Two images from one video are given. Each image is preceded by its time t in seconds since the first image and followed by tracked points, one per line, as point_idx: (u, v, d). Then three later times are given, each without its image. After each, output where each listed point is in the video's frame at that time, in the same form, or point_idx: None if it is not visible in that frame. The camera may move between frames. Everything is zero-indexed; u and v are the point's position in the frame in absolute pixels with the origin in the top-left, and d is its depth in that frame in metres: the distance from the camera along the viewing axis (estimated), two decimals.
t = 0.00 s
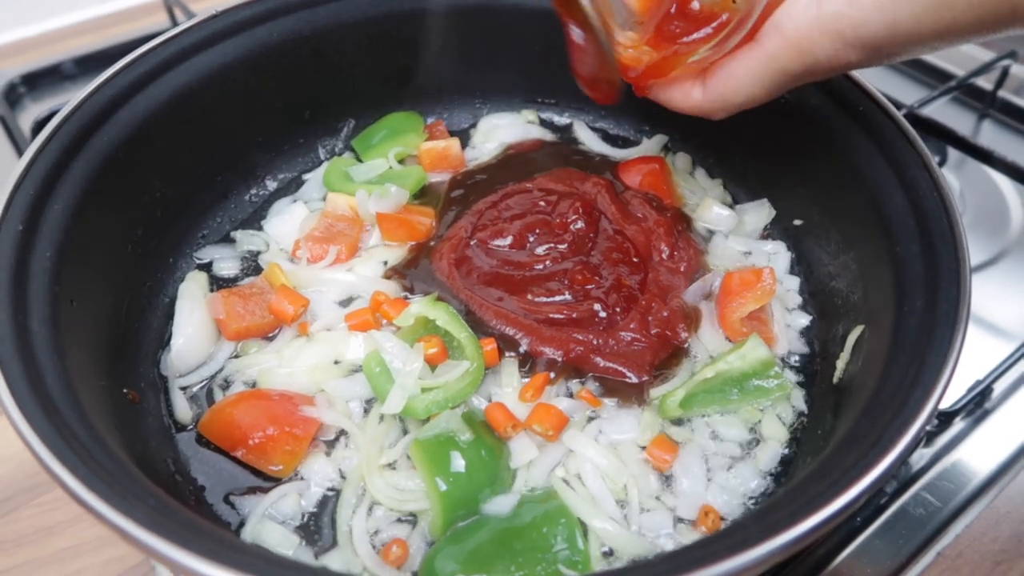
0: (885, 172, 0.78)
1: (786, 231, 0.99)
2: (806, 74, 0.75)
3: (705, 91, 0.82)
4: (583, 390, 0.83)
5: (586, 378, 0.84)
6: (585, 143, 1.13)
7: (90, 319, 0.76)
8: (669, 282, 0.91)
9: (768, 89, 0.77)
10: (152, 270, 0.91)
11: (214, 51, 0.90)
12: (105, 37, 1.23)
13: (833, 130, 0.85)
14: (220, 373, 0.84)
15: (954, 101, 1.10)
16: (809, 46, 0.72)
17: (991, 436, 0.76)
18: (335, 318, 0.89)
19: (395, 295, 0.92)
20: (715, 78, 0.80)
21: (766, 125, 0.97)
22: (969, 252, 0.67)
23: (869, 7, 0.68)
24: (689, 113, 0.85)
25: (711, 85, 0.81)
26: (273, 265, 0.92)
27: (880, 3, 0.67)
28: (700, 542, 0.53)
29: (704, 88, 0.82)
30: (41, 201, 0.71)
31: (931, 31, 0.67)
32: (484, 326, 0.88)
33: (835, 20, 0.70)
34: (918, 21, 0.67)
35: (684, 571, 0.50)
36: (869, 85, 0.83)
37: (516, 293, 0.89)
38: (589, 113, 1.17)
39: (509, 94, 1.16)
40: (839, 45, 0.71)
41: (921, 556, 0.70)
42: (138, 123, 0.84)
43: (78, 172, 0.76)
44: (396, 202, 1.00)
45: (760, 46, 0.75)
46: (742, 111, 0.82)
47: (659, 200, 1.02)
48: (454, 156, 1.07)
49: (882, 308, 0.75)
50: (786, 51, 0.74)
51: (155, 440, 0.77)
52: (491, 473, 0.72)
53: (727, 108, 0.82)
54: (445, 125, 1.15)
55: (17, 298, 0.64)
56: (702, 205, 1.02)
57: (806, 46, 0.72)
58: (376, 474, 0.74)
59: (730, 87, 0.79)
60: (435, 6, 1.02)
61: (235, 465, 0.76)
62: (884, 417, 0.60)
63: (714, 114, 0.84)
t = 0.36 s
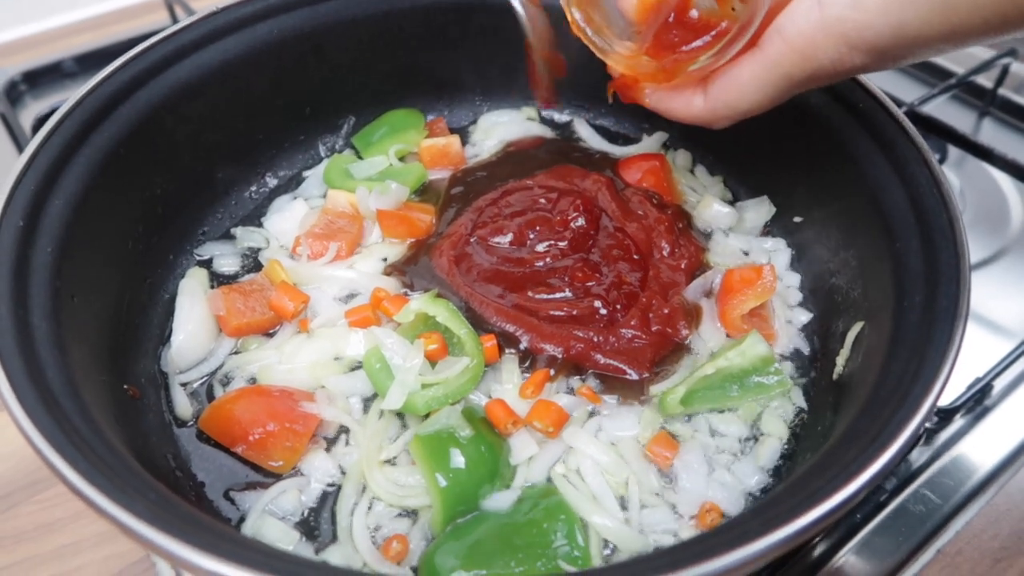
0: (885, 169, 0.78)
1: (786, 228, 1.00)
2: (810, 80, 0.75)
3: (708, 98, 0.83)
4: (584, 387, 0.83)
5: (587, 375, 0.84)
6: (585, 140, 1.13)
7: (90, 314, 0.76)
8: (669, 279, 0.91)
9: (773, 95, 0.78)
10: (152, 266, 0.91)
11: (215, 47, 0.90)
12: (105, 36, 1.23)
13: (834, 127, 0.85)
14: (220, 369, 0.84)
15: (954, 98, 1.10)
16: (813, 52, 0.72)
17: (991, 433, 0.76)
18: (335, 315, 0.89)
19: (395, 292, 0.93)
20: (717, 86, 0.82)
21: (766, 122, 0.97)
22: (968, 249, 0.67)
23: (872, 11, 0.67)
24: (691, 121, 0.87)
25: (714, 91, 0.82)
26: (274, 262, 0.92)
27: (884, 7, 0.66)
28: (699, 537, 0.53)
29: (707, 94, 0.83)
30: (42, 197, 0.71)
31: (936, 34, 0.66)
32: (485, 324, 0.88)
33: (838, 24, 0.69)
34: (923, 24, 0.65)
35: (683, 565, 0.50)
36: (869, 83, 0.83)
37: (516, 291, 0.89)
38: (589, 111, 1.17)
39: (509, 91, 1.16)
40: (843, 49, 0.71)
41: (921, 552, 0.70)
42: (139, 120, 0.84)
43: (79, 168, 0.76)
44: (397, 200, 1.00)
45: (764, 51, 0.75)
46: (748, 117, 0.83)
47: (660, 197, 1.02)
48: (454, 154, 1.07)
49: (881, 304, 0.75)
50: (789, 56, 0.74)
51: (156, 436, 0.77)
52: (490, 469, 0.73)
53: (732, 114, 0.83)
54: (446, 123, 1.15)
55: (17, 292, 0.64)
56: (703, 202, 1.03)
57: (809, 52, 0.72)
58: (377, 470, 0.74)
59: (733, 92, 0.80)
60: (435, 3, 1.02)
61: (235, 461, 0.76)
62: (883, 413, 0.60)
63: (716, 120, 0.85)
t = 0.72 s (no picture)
0: (885, 169, 0.78)
1: (787, 228, 0.99)
2: (820, 85, 0.75)
3: (711, 111, 0.84)
4: (585, 387, 0.83)
5: (587, 375, 0.84)
6: (585, 139, 1.13)
7: (89, 315, 0.76)
8: (671, 279, 0.91)
9: (783, 104, 0.78)
10: (152, 266, 0.91)
11: (215, 47, 0.90)
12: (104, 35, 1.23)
13: (834, 127, 0.85)
14: (220, 369, 0.84)
15: (954, 98, 1.10)
16: (824, 55, 0.72)
17: (991, 433, 0.76)
18: (335, 315, 0.89)
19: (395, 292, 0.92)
20: (723, 94, 0.81)
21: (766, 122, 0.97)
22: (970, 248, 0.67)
23: (885, 13, 0.66)
24: (696, 134, 0.88)
25: (718, 101, 0.83)
26: (273, 262, 0.91)
27: (899, 9, 0.66)
28: (701, 537, 0.53)
29: (711, 107, 0.84)
30: (41, 197, 0.71)
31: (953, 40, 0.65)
32: (486, 325, 0.88)
33: (851, 27, 0.69)
34: (940, 29, 0.65)
35: (685, 566, 0.50)
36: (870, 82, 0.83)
37: (517, 291, 0.89)
38: (589, 110, 1.16)
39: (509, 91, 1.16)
40: (856, 53, 0.70)
41: (921, 553, 0.70)
42: (140, 119, 0.84)
43: (79, 167, 0.76)
44: (396, 199, 1.00)
45: (773, 58, 0.75)
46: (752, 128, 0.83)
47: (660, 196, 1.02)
48: (454, 153, 1.07)
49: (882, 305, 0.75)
50: (799, 61, 0.73)
51: (156, 437, 0.77)
52: (491, 469, 0.72)
53: (736, 126, 0.83)
54: (446, 122, 1.15)
55: (17, 292, 0.64)
56: (703, 202, 1.03)
57: (819, 57, 0.72)
58: (377, 471, 0.74)
59: (739, 102, 0.80)
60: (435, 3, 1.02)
61: (236, 461, 0.76)
62: (885, 414, 0.60)
63: (719, 134, 0.85)
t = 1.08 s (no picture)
0: (887, 168, 0.78)
1: (788, 227, 0.99)
2: None
3: None
4: (588, 386, 0.83)
5: (591, 375, 0.84)
6: (586, 138, 1.13)
7: (91, 313, 0.76)
8: (673, 277, 0.90)
9: None
10: (152, 265, 0.91)
11: (215, 45, 0.90)
12: (105, 33, 1.22)
13: (836, 126, 0.85)
14: (221, 368, 0.84)
15: (955, 97, 1.10)
16: None
17: (994, 433, 0.76)
18: (336, 314, 0.89)
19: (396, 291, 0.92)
20: None
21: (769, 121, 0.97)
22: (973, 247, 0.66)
23: None
24: None
25: None
26: (274, 260, 0.91)
27: None
28: (703, 536, 0.53)
29: None
30: (43, 195, 0.70)
31: None
32: (488, 324, 0.88)
33: None
34: None
35: (689, 565, 0.50)
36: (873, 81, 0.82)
37: (519, 289, 0.89)
38: (590, 109, 1.16)
39: (510, 89, 1.16)
40: None
41: (922, 553, 0.70)
42: (142, 118, 0.84)
43: (80, 165, 0.75)
44: (397, 198, 1.00)
45: None
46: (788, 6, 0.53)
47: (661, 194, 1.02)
48: (455, 152, 1.07)
49: (885, 303, 0.75)
50: None
51: (157, 435, 0.76)
52: (493, 468, 0.72)
53: None
54: (447, 121, 1.15)
55: (19, 290, 0.64)
56: (705, 201, 1.03)
57: None
58: (379, 470, 0.74)
59: None
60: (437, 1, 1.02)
61: (237, 460, 0.76)
62: (889, 414, 0.60)
63: None
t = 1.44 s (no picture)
0: (886, 165, 0.78)
1: (786, 225, 0.99)
2: None
3: None
4: (585, 382, 0.83)
5: (589, 371, 0.84)
6: (585, 135, 1.13)
7: (90, 310, 0.76)
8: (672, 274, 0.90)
9: None
10: (151, 261, 0.91)
11: (214, 43, 0.90)
12: (104, 31, 1.23)
13: (834, 123, 0.85)
14: (219, 364, 0.84)
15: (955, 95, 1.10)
16: None
17: (992, 429, 0.76)
18: (335, 310, 0.89)
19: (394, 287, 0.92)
20: None
21: (768, 119, 0.97)
22: (969, 243, 0.66)
23: None
24: None
25: None
26: (273, 257, 0.92)
27: None
28: (700, 530, 0.53)
29: None
30: (41, 191, 0.71)
31: None
32: (486, 321, 0.87)
33: None
34: None
35: (685, 558, 0.50)
36: (871, 78, 0.82)
37: (517, 286, 0.89)
38: (589, 107, 1.16)
39: (509, 87, 1.16)
40: None
41: (921, 549, 0.70)
42: (140, 115, 0.84)
43: (78, 162, 0.76)
44: (396, 194, 1.00)
45: None
46: None
47: (659, 189, 1.02)
48: (454, 149, 1.08)
49: (883, 299, 0.75)
50: None
51: (155, 431, 0.77)
52: (492, 464, 0.72)
53: None
54: (446, 118, 1.15)
55: (17, 286, 0.64)
56: (703, 198, 1.03)
57: None
58: (377, 465, 0.74)
59: None
60: None
61: (235, 456, 0.76)
62: (886, 410, 0.60)
63: None
